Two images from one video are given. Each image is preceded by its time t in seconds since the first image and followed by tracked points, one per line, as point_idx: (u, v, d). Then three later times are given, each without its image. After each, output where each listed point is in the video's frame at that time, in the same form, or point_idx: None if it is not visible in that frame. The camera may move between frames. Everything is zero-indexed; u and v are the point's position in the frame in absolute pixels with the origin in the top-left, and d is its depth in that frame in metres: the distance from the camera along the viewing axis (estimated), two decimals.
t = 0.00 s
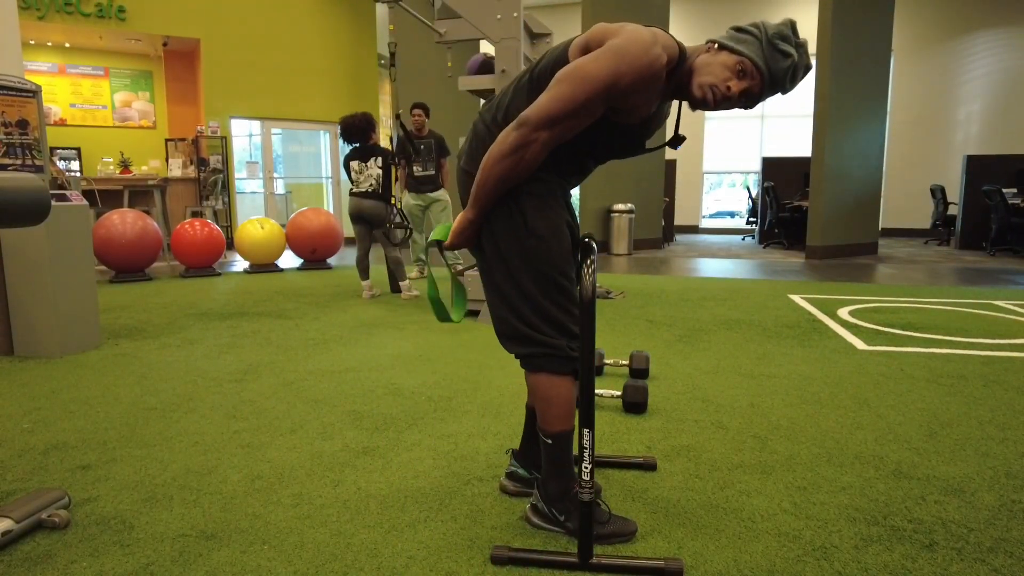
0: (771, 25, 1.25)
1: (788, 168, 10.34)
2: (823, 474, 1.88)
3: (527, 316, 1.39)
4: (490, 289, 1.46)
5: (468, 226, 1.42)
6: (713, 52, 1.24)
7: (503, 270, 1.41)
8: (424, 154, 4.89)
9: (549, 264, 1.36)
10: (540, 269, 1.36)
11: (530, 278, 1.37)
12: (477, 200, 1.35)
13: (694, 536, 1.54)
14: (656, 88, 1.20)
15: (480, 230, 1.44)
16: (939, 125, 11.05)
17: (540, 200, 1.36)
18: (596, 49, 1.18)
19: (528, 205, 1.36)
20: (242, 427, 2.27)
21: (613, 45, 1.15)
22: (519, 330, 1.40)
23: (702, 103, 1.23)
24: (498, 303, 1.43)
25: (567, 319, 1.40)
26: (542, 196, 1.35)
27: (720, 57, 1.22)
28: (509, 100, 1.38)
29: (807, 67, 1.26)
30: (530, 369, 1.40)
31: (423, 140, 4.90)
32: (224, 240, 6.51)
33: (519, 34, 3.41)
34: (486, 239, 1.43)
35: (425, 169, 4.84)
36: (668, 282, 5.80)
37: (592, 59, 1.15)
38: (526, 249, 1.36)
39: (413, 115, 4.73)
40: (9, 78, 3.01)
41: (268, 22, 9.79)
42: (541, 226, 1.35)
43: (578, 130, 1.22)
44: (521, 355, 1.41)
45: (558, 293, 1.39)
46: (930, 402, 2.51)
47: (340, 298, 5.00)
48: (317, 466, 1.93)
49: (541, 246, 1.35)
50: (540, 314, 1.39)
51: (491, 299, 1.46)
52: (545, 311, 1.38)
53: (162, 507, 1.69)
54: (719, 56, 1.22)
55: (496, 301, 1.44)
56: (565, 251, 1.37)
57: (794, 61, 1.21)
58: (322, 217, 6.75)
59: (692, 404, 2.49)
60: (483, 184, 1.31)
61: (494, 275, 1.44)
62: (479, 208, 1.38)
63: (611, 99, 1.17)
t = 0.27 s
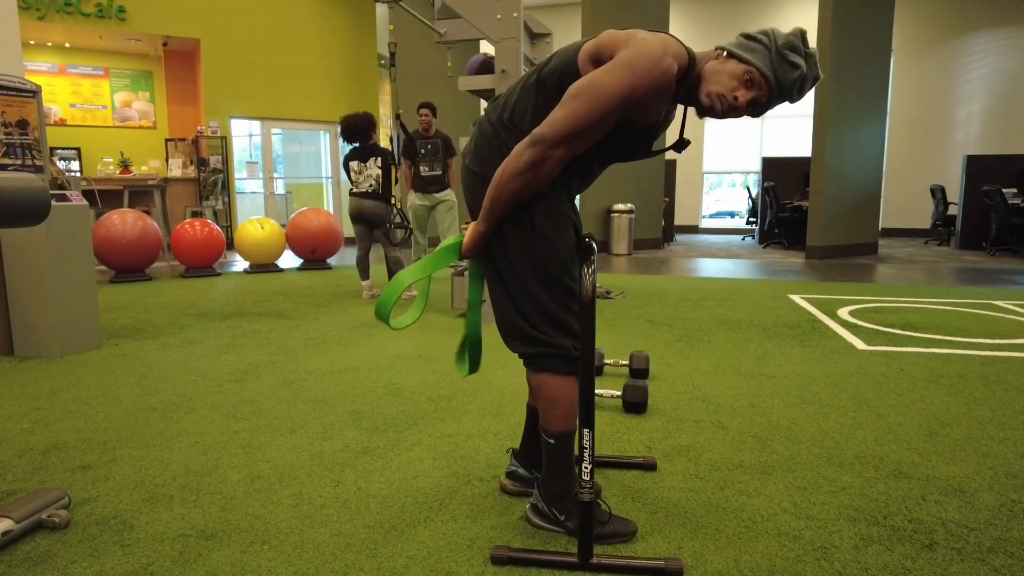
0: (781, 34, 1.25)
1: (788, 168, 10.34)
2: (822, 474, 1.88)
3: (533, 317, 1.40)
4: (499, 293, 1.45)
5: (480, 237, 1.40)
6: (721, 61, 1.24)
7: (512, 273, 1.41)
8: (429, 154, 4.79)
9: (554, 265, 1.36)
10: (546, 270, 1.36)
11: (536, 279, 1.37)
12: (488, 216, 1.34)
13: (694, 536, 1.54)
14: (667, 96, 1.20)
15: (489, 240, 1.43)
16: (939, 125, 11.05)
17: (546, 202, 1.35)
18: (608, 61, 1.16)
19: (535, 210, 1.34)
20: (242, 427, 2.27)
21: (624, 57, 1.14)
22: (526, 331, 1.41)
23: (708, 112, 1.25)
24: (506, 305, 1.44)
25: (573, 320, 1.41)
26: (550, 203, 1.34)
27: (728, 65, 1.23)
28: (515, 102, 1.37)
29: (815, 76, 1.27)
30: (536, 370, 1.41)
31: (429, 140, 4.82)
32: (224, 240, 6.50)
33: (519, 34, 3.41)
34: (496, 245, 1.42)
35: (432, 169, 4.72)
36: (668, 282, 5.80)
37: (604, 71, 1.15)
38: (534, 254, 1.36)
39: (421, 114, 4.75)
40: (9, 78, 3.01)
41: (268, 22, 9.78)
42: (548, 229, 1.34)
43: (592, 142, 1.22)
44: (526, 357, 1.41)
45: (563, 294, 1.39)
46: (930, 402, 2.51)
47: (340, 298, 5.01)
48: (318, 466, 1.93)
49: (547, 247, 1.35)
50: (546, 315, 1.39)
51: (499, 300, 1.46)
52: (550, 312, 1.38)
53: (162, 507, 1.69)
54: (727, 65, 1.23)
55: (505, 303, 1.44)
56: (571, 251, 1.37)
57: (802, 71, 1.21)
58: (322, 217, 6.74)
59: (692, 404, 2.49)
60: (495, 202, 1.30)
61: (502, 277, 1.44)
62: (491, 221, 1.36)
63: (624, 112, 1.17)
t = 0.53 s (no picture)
0: (791, 40, 1.24)
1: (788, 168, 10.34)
2: (823, 473, 1.88)
3: (537, 317, 1.40)
4: (502, 291, 1.45)
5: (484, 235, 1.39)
6: (730, 67, 1.24)
7: (515, 272, 1.41)
8: (439, 153, 4.84)
9: (558, 265, 1.36)
10: (550, 270, 1.37)
11: (539, 278, 1.37)
12: (492, 215, 1.33)
13: (694, 536, 1.54)
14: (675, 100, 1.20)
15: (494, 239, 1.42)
16: (939, 126, 11.05)
17: (551, 201, 1.34)
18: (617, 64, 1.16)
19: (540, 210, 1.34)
20: (242, 427, 2.27)
21: (633, 59, 1.14)
22: (530, 330, 1.41)
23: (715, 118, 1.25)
24: (509, 303, 1.43)
25: (575, 320, 1.41)
26: (556, 204, 1.34)
27: (736, 71, 1.23)
28: (523, 100, 1.37)
29: (823, 83, 1.27)
30: (539, 369, 1.41)
31: (439, 139, 4.88)
32: (224, 240, 6.50)
33: (519, 34, 3.41)
34: (500, 243, 1.42)
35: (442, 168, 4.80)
36: (668, 282, 5.80)
37: (614, 73, 1.14)
38: (538, 253, 1.36)
39: (431, 113, 4.74)
40: (9, 78, 3.01)
41: (267, 22, 9.78)
42: (553, 229, 1.34)
43: (598, 144, 1.22)
44: (528, 356, 1.42)
45: (566, 294, 1.39)
46: (931, 402, 2.51)
47: (340, 298, 5.00)
48: (318, 466, 1.93)
49: (551, 246, 1.35)
50: (549, 314, 1.39)
51: (502, 298, 1.45)
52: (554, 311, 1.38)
53: (162, 507, 1.69)
54: (735, 70, 1.23)
55: (508, 302, 1.44)
56: (574, 251, 1.37)
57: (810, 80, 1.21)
58: (322, 217, 6.74)
59: (692, 404, 2.49)
60: (500, 201, 1.29)
61: (505, 275, 1.43)
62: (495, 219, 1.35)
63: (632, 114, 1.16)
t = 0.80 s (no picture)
0: (797, 47, 1.23)
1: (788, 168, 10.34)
2: (823, 473, 1.88)
3: (538, 316, 1.40)
4: (503, 289, 1.45)
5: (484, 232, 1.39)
6: (734, 75, 1.23)
7: (517, 270, 1.41)
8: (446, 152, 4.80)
9: (560, 263, 1.36)
10: (551, 269, 1.37)
11: (541, 276, 1.37)
12: (491, 210, 1.33)
13: (694, 536, 1.54)
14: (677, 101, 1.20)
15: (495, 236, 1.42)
16: (939, 126, 11.05)
17: (553, 200, 1.35)
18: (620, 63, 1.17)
19: (541, 208, 1.34)
20: (242, 427, 2.27)
21: (636, 58, 1.15)
22: (532, 329, 1.41)
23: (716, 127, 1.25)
24: (510, 301, 1.43)
25: (576, 320, 1.41)
26: (557, 202, 1.34)
27: (739, 82, 1.22)
28: (525, 100, 1.37)
29: (827, 93, 1.26)
30: (540, 368, 1.41)
31: (445, 139, 4.86)
32: (224, 240, 6.50)
33: (519, 34, 3.41)
34: (501, 242, 1.42)
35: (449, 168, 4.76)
36: (668, 282, 5.80)
37: (615, 71, 1.15)
38: (539, 251, 1.36)
39: (437, 112, 4.73)
40: (9, 78, 3.01)
41: (267, 22, 9.78)
42: (554, 228, 1.35)
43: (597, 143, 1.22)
44: (529, 355, 1.42)
45: (567, 294, 1.39)
46: (931, 402, 2.51)
47: (340, 298, 5.00)
48: (318, 466, 1.93)
49: (553, 245, 1.35)
50: (551, 313, 1.39)
51: (503, 297, 1.45)
52: (555, 310, 1.39)
53: (162, 507, 1.69)
54: (739, 81, 1.22)
55: (510, 300, 1.44)
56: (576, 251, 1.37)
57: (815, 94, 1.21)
58: (322, 217, 6.74)
59: (692, 404, 2.49)
60: (498, 196, 1.29)
61: (506, 273, 1.43)
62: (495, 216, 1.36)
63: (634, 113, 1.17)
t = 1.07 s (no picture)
0: (793, 59, 1.20)
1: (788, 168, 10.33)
2: (823, 473, 1.88)
3: (538, 317, 1.40)
4: (502, 290, 1.45)
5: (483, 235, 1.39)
6: (729, 92, 1.22)
7: (516, 271, 1.40)
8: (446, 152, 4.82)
9: (560, 264, 1.36)
10: (550, 270, 1.36)
11: (540, 276, 1.37)
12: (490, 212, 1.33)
13: (694, 536, 1.54)
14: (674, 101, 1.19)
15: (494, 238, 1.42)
16: (939, 126, 11.05)
17: (551, 201, 1.35)
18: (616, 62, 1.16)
19: (540, 208, 1.35)
20: (242, 427, 2.27)
21: (632, 57, 1.15)
22: (532, 330, 1.41)
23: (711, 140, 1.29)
24: (510, 302, 1.43)
25: (576, 320, 1.41)
26: (556, 203, 1.35)
27: (734, 100, 1.22)
28: (522, 102, 1.37)
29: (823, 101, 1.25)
30: (541, 369, 1.41)
31: (447, 138, 4.88)
32: (224, 240, 6.50)
33: (519, 34, 3.41)
34: (500, 244, 1.42)
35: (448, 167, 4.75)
36: (668, 282, 5.80)
37: (612, 70, 1.15)
38: (538, 252, 1.36)
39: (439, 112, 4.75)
40: (10, 78, 3.01)
41: (268, 22, 9.79)
42: (552, 229, 1.35)
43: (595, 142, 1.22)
44: (529, 355, 1.41)
45: (567, 294, 1.39)
46: (931, 402, 2.51)
47: (340, 298, 5.01)
48: (318, 466, 1.93)
49: (552, 246, 1.35)
50: (551, 314, 1.39)
51: (502, 297, 1.45)
52: (556, 311, 1.39)
53: (162, 507, 1.69)
54: (734, 100, 1.22)
55: (510, 301, 1.43)
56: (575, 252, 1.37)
57: (807, 112, 1.21)
58: (322, 217, 6.74)
59: (692, 404, 2.49)
60: (496, 198, 1.29)
61: (506, 274, 1.43)
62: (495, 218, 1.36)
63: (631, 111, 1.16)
